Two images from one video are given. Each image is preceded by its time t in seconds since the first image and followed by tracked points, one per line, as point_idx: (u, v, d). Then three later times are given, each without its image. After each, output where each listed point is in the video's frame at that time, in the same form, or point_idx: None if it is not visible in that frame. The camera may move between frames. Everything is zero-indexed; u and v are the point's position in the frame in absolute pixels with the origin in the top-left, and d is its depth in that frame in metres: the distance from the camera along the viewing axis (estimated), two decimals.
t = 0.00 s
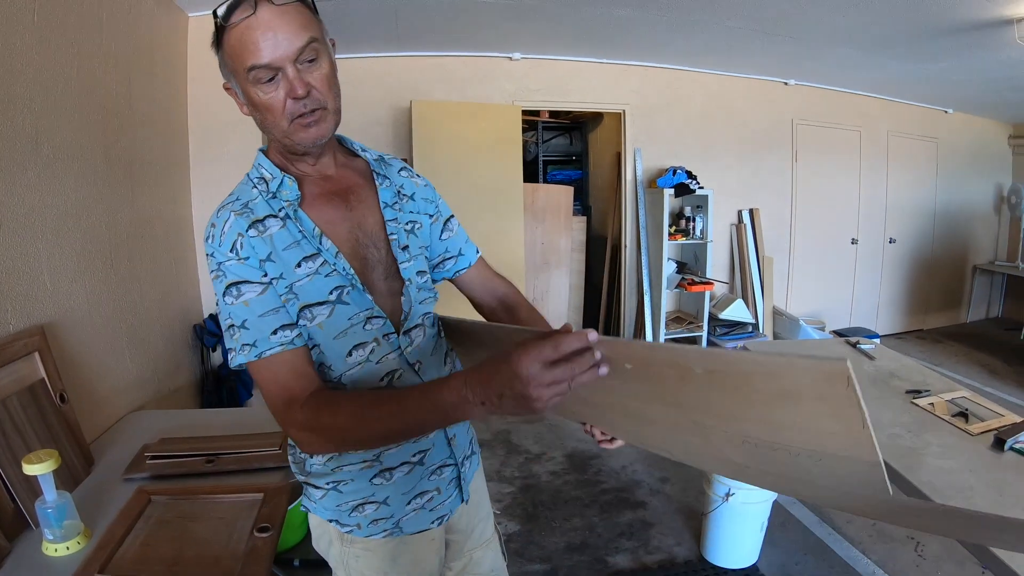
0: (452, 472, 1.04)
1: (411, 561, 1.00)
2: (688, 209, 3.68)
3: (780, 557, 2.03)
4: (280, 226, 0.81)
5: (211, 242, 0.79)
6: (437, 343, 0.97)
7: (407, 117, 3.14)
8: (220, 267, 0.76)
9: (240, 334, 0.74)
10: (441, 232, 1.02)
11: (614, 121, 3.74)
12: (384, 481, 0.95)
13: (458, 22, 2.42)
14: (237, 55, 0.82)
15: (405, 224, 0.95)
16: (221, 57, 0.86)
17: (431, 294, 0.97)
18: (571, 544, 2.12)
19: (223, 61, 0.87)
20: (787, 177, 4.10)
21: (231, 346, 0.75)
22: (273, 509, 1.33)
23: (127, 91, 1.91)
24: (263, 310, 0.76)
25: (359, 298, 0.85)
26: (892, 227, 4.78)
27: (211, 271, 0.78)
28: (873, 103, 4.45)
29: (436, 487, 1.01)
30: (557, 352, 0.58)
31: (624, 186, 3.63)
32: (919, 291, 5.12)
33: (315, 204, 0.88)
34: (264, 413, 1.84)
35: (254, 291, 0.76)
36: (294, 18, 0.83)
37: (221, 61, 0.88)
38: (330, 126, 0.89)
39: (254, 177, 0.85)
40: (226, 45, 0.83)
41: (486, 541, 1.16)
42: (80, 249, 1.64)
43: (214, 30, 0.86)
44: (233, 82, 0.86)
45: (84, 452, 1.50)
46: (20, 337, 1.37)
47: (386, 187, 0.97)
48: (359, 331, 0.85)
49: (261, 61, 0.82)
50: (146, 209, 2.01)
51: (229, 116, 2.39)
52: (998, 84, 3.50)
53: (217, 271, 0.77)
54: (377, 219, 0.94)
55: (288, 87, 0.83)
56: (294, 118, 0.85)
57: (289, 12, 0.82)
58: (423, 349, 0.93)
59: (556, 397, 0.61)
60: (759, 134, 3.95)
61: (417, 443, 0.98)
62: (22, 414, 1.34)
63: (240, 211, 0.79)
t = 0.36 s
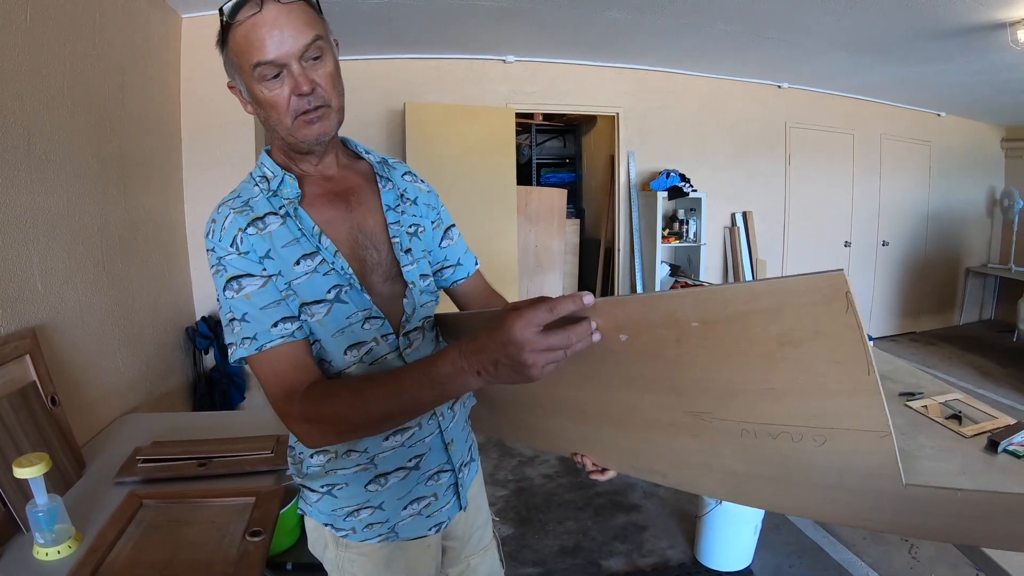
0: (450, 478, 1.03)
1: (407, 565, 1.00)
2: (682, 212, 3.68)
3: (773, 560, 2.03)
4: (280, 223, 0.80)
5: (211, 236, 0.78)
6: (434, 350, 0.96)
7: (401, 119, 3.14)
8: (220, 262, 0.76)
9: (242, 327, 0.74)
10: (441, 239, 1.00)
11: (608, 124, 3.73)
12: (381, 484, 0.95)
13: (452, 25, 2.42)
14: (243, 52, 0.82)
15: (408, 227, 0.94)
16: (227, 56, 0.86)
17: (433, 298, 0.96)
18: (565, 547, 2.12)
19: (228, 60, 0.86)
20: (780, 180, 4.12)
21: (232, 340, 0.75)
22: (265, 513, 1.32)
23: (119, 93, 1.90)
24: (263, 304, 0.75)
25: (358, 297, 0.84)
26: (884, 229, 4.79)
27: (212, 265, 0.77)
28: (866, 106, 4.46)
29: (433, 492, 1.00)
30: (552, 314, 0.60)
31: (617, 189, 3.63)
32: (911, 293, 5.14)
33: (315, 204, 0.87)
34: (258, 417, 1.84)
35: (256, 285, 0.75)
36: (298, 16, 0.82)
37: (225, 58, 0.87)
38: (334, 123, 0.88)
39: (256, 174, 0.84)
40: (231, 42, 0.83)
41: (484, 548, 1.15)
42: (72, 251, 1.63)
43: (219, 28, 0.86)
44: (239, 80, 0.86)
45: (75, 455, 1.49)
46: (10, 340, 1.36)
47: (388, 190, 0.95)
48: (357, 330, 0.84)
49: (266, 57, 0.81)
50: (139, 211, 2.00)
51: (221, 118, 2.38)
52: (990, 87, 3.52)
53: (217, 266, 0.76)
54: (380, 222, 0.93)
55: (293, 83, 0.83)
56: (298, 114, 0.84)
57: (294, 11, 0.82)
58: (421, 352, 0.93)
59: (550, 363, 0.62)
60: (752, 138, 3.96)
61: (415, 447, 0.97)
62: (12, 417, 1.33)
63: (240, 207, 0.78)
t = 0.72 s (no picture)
0: (445, 484, 1.03)
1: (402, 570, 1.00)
2: (678, 215, 3.69)
3: (770, 562, 2.02)
4: (273, 227, 0.79)
5: (203, 240, 0.77)
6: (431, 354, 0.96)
7: (398, 121, 3.14)
8: (211, 267, 0.75)
9: (230, 336, 0.73)
10: (437, 240, 1.01)
11: (604, 126, 3.74)
12: (377, 490, 0.95)
13: (448, 27, 2.42)
14: (241, 49, 0.82)
15: (403, 230, 0.94)
16: (224, 54, 0.85)
17: (429, 300, 0.96)
18: (562, 549, 2.12)
19: (225, 58, 0.86)
20: (775, 182, 4.12)
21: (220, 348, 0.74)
22: (260, 516, 1.31)
23: (115, 94, 1.89)
24: (255, 312, 0.74)
25: (352, 303, 0.84)
26: (881, 232, 4.80)
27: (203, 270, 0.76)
28: (862, 108, 4.47)
29: (428, 498, 1.00)
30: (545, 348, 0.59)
31: (614, 192, 3.63)
32: (908, 295, 5.14)
33: (311, 205, 0.87)
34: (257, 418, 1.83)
35: (247, 292, 0.75)
36: (298, 14, 0.83)
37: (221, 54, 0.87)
38: (330, 123, 0.88)
39: (250, 176, 0.84)
40: (229, 40, 0.83)
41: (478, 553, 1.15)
42: (68, 253, 1.63)
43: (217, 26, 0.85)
44: (234, 78, 0.86)
45: (71, 458, 1.49)
46: (6, 342, 1.36)
47: (384, 192, 0.96)
48: (350, 336, 0.84)
49: (265, 54, 0.81)
50: (135, 213, 2.00)
51: (216, 119, 2.38)
52: (986, 89, 3.53)
53: (208, 271, 0.75)
54: (376, 223, 0.93)
55: (291, 81, 0.83)
56: (294, 113, 0.84)
57: (294, 9, 0.82)
58: (417, 357, 0.93)
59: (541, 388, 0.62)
60: (749, 140, 3.97)
61: (410, 452, 0.97)
62: (7, 420, 1.33)
63: (233, 211, 0.78)
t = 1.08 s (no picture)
0: (443, 489, 1.03)
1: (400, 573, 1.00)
2: (676, 215, 3.68)
3: (769, 562, 2.02)
4: (268, 232, 0.78)
5: (193, 245, 0.75)
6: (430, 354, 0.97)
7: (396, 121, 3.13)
8: (199, 276, 0.73)
9: (211, 352, 0.72)
10: (437, 226, 1.02)
11: (602, 126, 3.74)
12: (374, 495, 0.94)
13: (446, 27, 2.42)
14: (246, 38, 0.80)
15: (398, 229, 0.95)
16: (225, 40, 0.83)
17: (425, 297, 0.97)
18: (560, 550, 2.12)
19: (226, 44, 0.84)
20: (774, 183, 4.12)
21: (200, 361, 0.73)
22: (257, 517, 1.31)
23: (113, 94, 1.89)
24: (239, 328, 0.73)
25: (350, 308, 0.83)
26: (879, 232, 4.80)
27: (190, 276, 0.74)
28: (860, 108, 4.47)
29: (426, 503, 1.00)
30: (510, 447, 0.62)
31: (612, 193, 3.63)
32: (907, 295, 5.15)
33: (307, 206, 0.85)
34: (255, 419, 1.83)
35: (232, 307, 0.74)
36: (310, 10, 0.82)
37: (222, 39, 0.85)
38: (329, 123, 0.88)
39: (243, 177, 0.82)
40: (234, 27, 0.81)
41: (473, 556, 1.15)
42: (66, 255, 1.62)
43: (221, 10, 0.83)
44: (234, 66, 0.84)
45: (69, 458, 1.48)
46: (3, 342, 1.36)
47: (378, 191, 0.96)
48: (346, 342, 0.84)
49: (272, 46, 0.80)
50: (133, 214, 1.99)
51: (215, 119, 2.38)
52: (984, 89, 3.53)
53: (196, 279, 0.74)
54: (372, 223, 0.93)
55: (297, 78, 0.82)
56: (294, 110, 0.84)
57: (307, 6, 0.82)
58: (417, 358, 0.93)
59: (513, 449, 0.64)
60: (747, 141, 3.97)
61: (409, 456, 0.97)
62: (5, 420, 1.32)
63: (227, 215, 0.76)
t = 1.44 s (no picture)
0: (437, 493, 1.03)
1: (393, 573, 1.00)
2: (675, 215, 3.68)
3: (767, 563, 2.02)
4: (257, 244, 0.76)
5: (177, 260, 0.72)
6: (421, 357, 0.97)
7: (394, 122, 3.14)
8: (184, 294, 0.70)
9: (191, 372, 0.70)
10: (423, 212, 1.02)
11: (599, 126, 3.73)
12: (369, 498, 0.93)
13: (444, 28, 2.42)
14: (268, 22, 0.78)
15: (386, 227, 0.94)
16: (237, 19, 0.80)
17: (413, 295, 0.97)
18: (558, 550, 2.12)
19: (236, 23, 0.80)
20: (773, 183, 4.12)
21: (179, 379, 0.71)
22: (253, 518, 1.31)
23: (111, 95, 1.88)
24: (225, 348, 0.71)
25: (344, 319, 0.83)
26: (878, 232, 4.80)
27: (174, 292, 0.71)
28: (858, 108, 4.47)
29: (420, 506, 1.00)
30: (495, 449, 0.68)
31: (609, 193, 3.63)
32: (905, 295, 5.14)
33: (294, 213, 0.84)
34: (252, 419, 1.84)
35: (216, 328, 0.71)
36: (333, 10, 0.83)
37: (229, 20, 0.81)
38: (333, 122, 0.87)
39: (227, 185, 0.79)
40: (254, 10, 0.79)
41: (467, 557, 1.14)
42: (63, 257, 1.62)
43: None
44: (242, 46, 0.80)
45: (66, 460, 1.48)
46: None
47: (365, 190, 0.94)
48: (339, 353, 0.83)
49: (297, 35, 0.78)
50: (131, 215, 1.99)
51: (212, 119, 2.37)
52: (982, 89, 3.54)
53: (179, 296, 0.71)
54: (361, 224, 0.92)
55: (315, 70, 0.81)
56: (306, 103, 0.82)
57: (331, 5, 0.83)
58: (412, 362, 0.94)
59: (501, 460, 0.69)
60: (746, 141, 3.97)
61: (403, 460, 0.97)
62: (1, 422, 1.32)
63: (213, 228, 0.73)
